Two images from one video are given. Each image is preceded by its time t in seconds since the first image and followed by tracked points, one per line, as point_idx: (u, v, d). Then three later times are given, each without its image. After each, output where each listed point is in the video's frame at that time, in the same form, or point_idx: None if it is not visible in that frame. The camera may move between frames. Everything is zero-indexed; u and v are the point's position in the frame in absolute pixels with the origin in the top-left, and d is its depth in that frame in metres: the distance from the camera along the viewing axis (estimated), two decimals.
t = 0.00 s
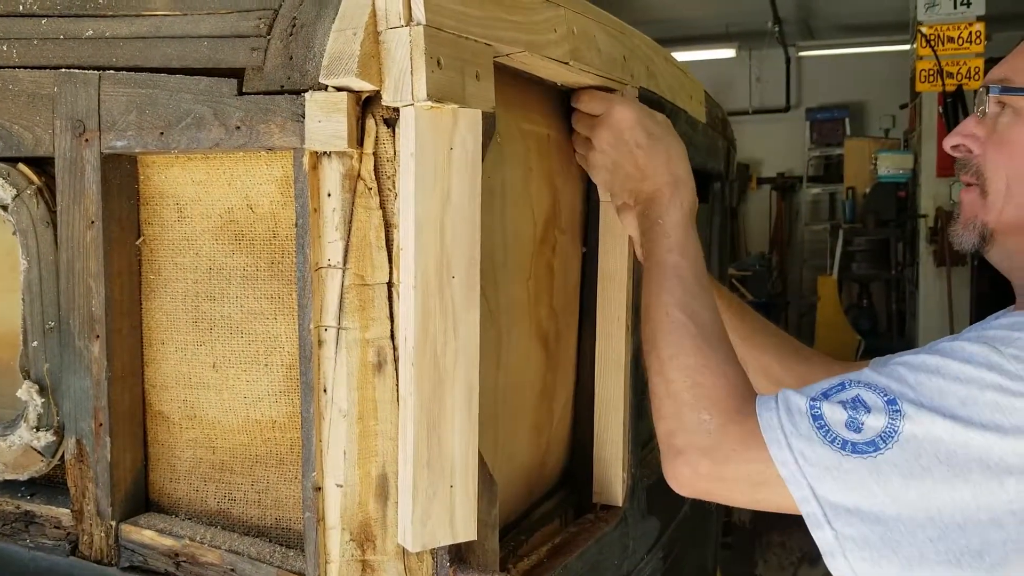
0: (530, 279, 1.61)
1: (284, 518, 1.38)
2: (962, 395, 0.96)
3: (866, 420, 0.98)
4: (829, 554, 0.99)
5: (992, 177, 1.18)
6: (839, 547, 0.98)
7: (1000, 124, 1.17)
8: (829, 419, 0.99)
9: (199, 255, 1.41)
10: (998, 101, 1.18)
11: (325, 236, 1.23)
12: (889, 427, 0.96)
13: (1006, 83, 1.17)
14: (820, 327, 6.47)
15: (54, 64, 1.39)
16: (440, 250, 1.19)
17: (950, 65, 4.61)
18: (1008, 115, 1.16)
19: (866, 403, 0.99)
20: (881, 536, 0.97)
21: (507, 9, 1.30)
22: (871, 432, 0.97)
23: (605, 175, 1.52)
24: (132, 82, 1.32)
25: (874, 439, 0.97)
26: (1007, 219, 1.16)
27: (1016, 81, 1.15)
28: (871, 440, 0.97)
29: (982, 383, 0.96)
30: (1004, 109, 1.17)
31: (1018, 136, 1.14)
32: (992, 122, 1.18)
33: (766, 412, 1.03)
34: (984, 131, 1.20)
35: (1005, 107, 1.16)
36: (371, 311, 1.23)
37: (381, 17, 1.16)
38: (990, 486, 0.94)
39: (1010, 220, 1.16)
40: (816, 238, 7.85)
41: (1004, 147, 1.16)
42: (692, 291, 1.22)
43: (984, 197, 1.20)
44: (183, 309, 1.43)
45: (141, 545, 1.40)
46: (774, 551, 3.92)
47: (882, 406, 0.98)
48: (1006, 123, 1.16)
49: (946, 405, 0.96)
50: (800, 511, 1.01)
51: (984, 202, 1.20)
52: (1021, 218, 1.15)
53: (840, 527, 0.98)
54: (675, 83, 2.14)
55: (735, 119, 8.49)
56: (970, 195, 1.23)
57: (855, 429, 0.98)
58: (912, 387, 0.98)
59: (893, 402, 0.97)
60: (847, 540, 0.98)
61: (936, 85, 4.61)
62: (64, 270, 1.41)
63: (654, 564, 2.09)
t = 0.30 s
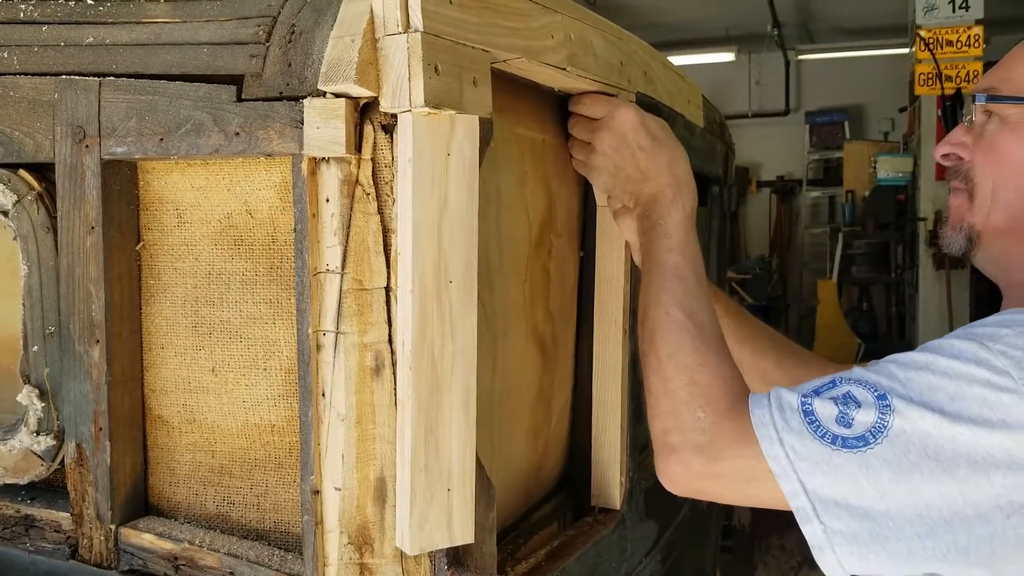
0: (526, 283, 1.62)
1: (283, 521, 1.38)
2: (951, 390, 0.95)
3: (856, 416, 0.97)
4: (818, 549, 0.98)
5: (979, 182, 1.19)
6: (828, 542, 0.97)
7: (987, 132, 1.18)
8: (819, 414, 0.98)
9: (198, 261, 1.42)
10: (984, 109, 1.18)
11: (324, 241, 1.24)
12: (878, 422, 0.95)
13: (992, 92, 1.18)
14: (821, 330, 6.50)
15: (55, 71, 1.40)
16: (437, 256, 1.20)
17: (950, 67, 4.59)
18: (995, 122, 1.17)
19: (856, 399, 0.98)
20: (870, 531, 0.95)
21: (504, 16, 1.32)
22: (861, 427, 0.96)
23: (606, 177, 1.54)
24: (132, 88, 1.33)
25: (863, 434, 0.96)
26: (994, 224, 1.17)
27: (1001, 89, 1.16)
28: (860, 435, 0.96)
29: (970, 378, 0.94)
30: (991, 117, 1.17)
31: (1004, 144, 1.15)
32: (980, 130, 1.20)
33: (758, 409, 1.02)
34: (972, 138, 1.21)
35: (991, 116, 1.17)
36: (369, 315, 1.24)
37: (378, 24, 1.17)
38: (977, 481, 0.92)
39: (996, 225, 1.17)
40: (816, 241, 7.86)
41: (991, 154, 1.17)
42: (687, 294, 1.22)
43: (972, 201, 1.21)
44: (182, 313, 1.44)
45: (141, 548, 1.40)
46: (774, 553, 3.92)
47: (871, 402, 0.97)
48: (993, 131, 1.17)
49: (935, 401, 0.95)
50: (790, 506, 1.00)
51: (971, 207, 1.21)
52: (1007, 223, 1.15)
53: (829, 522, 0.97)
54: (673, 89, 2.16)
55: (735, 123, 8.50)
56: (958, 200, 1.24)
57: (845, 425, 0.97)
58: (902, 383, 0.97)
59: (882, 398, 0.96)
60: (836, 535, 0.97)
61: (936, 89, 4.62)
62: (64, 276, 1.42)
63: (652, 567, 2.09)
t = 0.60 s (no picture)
0: (524, 289, 1.63)
1: (282, 528, 1.39)
2: (949, 390, 0.95)
3: (857, 416, 0.97)
4: (821, 551, 0.97)
5: (972, 189, 1.19)
6: (830, 543, 0.97)
7: (977, 140, 1.19)
8: (819, 414, 0.99)
9: (198, 268, 1.43)
10: (974, 117, 1.19)
11: (322, 249, 1.25)
12: (879, 422, 0.96)
13: (981, 99, 1.18)
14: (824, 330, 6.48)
15: (55, 81, 1.41)
16: (435, 262, 1.20)
17: (950, 75, 4.62)
18: (985, 130, 1.18)
19: (856, 399, 0.98)
20: (872, 532, 0.95)
21: (501, 25, 1.33)
22: (861, 429, 0.96)
23: (601, 184, 1.56)
24: (131, 98, 1.34)
25: (864, 435, 0.96)
26: (988, 230, 1.18)
27: (989, 97, 1.17)
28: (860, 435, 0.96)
29: (967, 378, 0.95)
30: (980, 125, 1.18)
31: (994, 151, 1.16)
32: (970, 137, 1.20)
33: (759, 408, 1.03)
34: (962, 146, 1.22)
35: (980, 123, 1.18)
36: (367, 322, 1.25)
37: (375, 33, 1.18)
38: (977, 481, 0.92)
39: (990, 231, 1.18)
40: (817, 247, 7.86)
41: (983, 162, 1.18)
42: (684, 301, 1.23)
43: (963, 208, 1.22)
44: (181, 321, 1.44)
45: (140, 556, 1.40)
46: (775, 561, 3.91)
47: (871, 402, 0.97)
48: (982, 138, 1.18)
49: (933, 400, 0.95)
50: (792, 508, 0.99)
51: (965, 213, 1.21)
52: (1001, 228, 1.16)
53: (831, 523, 0.96)
54: (670, 96, 2.17)
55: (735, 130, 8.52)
56: (951, 207, 1.25)
57: (846, 426, 0.97)
58: (901, 383, 0.98)
59: (882, 398, 0.97)
60: (838, 536, 0.96)
61: (936, 95, 4.63)
62: (64, 284, 1.42)
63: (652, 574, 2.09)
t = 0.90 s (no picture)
0: (523, 293, 1.63)
1: (282, 532, 1.39)
2: (947, 392, 0.95)
3: (855, 419, 0.97)
4: (819, 552, 0.98)
5: (972, 194, 1.20)
6: (828, 545, 0.97)
7: (975, 145, 1.19)
8: (818, 417, 0.99)
9: (198, 273, 1.43)
10: (971, 123, 1.20)
11: (322, 253, 1.26)
12: (877, 425, 0.96)
13: (978, 105, 1.19)
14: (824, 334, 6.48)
15: (56, 86, 1.41)
16: (434, 265, 1.21)
17: (950, 77, 4.61)
18: (982, 136, 1.18)
19: (854, 402, 0.98)
20: (870, 534, 0.95)
21: (500, 29, 1.33)
22: (859, 431, 0.97)
23: (604, 186, 1.56)
24: (132, 103, 1.34)
25: (862, 438, 0.96)
26: (987, 234, 1.18)
27: (986, 103, 1.18)
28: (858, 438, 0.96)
29: (965, 381, 0.95)
30: (978, 131, 1.19)
31: (993, 156, 1.17)
32: (968, 143, 1.21)
33: (758, 411, 1.03)
34: (961, 151, 1.23)
35: (978, 129, 1.19)
36: (367, 326, 1.25)
37: (375, 38, 1.18)
38: (975, 483, 0.93)
39: (989, 235, 1.18)
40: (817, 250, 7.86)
41: (982, 167, 1.18)
42: (682, 303, 1.23)
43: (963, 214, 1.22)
44: (182, 326, 1.45)
45: (141, 560, 1.40)
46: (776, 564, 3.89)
47: (869, 405, 0.97)
48: (981, 144, 1.18)
49: (931, 403, 0.95)
50: (790, 510, 0.99)
51: (965, 218, 1.22)
52: (1000, 233, 1.16)
53: (829, 525, 0.97)
54: (670, 100, 2.17)
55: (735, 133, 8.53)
56: (951, 213, 1.26)
57: (844, 428, 0.97)
58: (899, 386, 0.98)
59: (880, 401, 0.97)
60: (836, 538, 0.96)
61: (936, 98, 4.63)
62: (65, 290, 1.43)
63: None
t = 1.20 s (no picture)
0: (525, 296, 1.63)
1: (284, 536, 1.38)
2: (951, 397, 0.95)
3: (859, 426, 0.97)
4: (825, 560, 0.97)
5: (960, 226, 1.13)
6: (835, 552, 0.96)
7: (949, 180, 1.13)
8: (822, 425, 0.98)
9: (200, 276, 1.43)
10: (939, 160, 1.14)
11: (323, 256, 1.25)
12: (882, 431, 0.95)
13: (940, 142, 1.13)
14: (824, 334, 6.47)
15: (58, 88, 1.41)
16: (436, 269, 1.21)
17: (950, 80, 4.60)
18: (955, 169, 1.12)
19: (858, 409, 0.98)
20: (876, 541, 0.95)
21: (501, 31, 1.33)
22: (863, 439, 0.96)
23: (607, 190, 1.56)
24: (134, 105, 1.34)
25: (866, 445, 0.96)
26: (987, 260, 1.11)
27: (945, 137, 1.12)
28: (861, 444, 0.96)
29: (969, 385, 0.94)
30: (949, 166, 1.13)
31: (969, 185, 1.10)
32: (942, 179, 1.15)
33: (763, 420, 1.02)
34: (939, 188, 1.16)
35: (948, 164, 1.13)
36: (369, 329, 1.25)
37: (377, 41, 1.18)
38: (980, 489, 0.92)
39: (989, 262, 1.11)
40: (817, 252, 7.86)
41: (962, 198, 1.11)
42: (686, 311, 1.22)
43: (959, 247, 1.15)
44: (183, 328, 1.44)
45: (142, 564, 1.39)
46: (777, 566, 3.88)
47: (874, 411, 0.97)
48: (953, 176, 1.12)
49: (935, 408, 0.95)
50: (797, 517, 0.99)
51: (961, 250, 1.15)
52: (998, 259, 1.09)
53: (836, 531, 0.96)
54: (671, 102, 2.17)
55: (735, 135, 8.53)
56: (947, 247, 1.19)
57: (848, 436, 0.97)
58: (902, 391, 0.97)
59: (884, 408, 0.96)
60: (843, 545, 0.96)
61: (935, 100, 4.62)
62: (66, 293, 1.42)
63: None
